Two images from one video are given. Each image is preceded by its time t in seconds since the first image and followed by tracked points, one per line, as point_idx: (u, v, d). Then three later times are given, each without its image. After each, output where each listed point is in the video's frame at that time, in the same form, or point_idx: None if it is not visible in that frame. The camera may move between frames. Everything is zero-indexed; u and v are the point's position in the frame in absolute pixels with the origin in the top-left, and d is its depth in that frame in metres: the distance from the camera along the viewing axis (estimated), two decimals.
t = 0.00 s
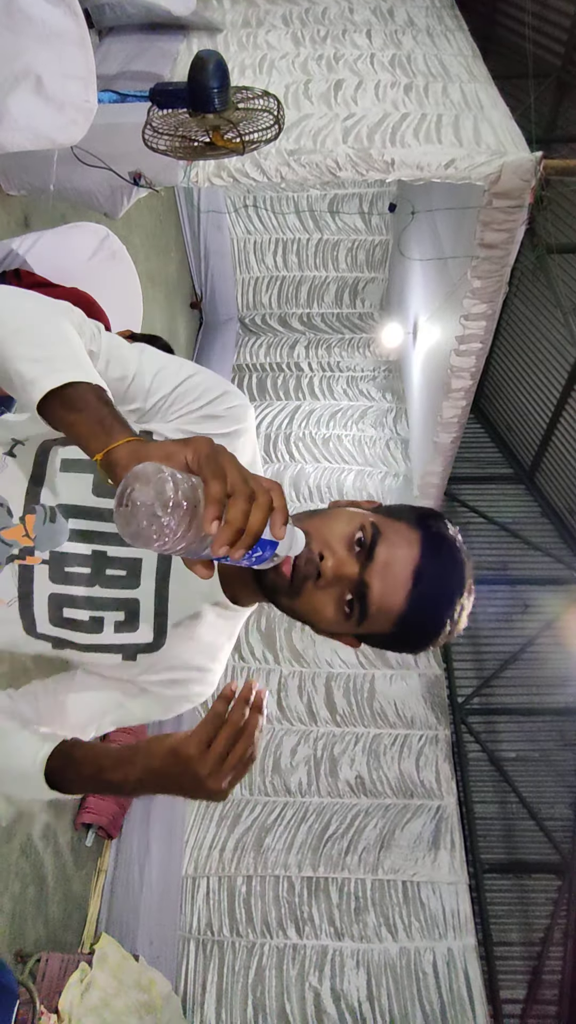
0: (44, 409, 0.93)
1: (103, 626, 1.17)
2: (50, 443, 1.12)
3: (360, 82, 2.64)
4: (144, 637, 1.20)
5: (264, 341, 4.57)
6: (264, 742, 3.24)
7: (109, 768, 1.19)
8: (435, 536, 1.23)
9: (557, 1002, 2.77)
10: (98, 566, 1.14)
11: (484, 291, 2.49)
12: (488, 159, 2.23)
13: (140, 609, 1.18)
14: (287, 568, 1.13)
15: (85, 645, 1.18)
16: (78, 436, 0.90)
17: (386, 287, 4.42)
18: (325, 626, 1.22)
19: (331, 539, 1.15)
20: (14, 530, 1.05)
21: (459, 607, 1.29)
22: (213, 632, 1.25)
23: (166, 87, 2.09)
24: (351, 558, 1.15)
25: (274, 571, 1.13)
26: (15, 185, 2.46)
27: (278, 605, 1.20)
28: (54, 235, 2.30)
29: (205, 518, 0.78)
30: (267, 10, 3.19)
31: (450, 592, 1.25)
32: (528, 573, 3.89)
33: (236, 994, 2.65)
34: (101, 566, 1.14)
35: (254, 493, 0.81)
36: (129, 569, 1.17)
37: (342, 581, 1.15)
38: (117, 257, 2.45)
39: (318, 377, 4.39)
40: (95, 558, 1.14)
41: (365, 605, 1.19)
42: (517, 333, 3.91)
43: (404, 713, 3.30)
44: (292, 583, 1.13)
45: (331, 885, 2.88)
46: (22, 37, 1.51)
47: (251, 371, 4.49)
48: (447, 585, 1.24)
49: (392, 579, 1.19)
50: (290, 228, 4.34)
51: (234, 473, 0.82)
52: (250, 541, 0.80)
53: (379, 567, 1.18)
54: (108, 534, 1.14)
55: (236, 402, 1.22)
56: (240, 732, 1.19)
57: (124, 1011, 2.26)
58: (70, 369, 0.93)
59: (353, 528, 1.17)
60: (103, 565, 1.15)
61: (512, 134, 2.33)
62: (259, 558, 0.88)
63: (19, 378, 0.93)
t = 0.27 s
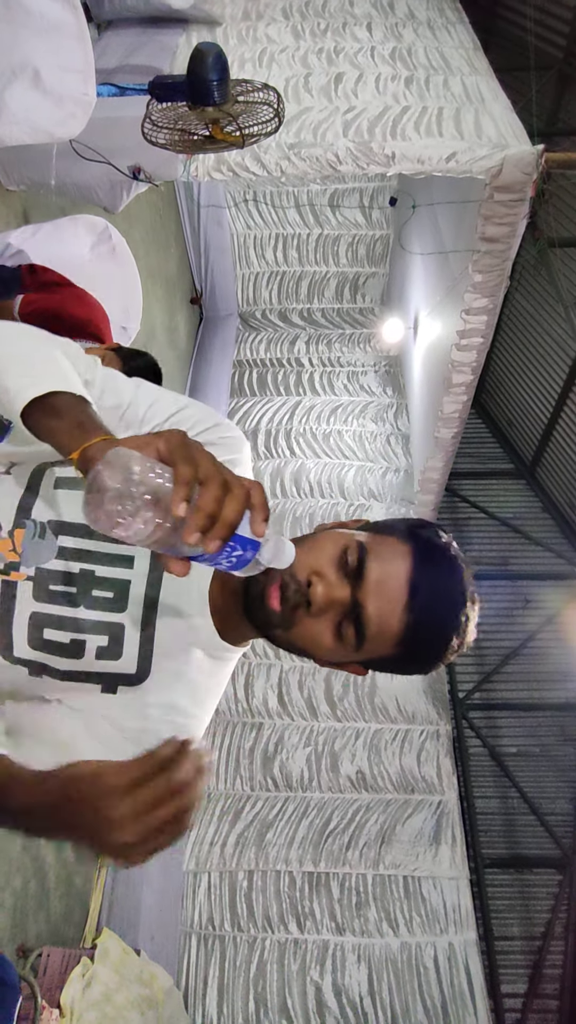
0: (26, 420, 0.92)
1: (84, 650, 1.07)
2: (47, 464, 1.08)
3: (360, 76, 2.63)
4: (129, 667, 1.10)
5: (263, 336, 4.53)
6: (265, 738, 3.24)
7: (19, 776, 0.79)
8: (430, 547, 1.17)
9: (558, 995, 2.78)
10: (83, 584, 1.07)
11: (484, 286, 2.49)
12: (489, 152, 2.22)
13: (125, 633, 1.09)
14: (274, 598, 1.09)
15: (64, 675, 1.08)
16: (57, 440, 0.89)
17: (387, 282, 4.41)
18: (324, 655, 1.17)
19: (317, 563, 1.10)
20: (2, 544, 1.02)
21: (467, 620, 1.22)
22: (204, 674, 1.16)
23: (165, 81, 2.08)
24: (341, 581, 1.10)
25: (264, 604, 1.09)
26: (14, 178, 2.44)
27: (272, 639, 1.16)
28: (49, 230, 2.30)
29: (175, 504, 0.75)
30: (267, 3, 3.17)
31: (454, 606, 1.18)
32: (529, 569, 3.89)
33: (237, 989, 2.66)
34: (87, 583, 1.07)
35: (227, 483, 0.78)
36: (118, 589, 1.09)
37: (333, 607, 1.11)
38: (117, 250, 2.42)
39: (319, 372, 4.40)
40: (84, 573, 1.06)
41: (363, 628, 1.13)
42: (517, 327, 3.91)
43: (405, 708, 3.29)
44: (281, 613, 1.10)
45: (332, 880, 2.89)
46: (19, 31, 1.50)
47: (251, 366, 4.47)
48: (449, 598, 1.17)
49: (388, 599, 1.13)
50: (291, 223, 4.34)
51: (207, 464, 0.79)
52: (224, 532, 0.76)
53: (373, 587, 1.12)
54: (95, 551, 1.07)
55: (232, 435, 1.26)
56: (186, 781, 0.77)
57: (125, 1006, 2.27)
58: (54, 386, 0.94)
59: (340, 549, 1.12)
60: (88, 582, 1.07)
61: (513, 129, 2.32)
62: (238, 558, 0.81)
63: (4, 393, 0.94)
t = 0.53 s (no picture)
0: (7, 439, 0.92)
1: (83, 659, 1.08)
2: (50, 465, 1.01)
3: (361, 71, 2.62)
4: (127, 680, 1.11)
5: (264, 334, 4.51)
6: (268, 735, 3.24)
7: None
8: (400, 519, 1.13)
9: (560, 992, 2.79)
10: (85, 590, 1.06)
11: (487, 282, 2.48)
12: (491, 148, 2.21)
13: (125, 640, 1.09)
14: (254, 601, 1.09)
15: (64, 683, 1.08)
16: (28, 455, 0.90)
17: (388, 279, 4.41)
18: (319, 650, 1.15)
19: (289, 561, 1.10)
20: (6, 544, 0.99)
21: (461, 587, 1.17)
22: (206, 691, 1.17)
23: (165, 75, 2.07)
24: (316, 573, 1.09)
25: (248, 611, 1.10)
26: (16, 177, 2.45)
27: (265, 644, 1.16)
28: (51, 226, 2.31)
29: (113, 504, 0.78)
30: None
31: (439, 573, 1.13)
32: (531, 566, 3.89)
33: (240, 985, 2.66)
34: (89, 590, 1.07)
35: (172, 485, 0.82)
36: (120, 595, 1.09)
37: (313, 601, 1.09)
38: (119, 249, 2.43)
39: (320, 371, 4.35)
40: (85, 575, 1.06)
41: (349, 615, 1.11)
42: (519, 324, 3.90)
43: (407, 706, 3.29)
44: (264, 615, 1.09)
45: (334, 877, 2.88)
46: (20, 27, 1.50)
47: (251, 364, 4.44)
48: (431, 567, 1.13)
49: (368, 579, 1.10)
50: (292, 220, 4.34)
51: (151, 463, 0.82)
52: (168, 530, 0.80)
53: (349, 569, 1.10)
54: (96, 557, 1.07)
55: (219, 452, 1.23)
56: None
57: (128, 1002, 2.27)
58: (32, 407, 0.93)
59: (311, 541, 1.11)
60: (90, 589, 1.07)
61: (515, 124, 2.31)
62: (193, 557, 0.87)
63: None
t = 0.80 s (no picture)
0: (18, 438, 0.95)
1: (93, 639, 1.11)
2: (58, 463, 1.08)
3: (364, 69, 2.61)
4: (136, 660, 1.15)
5: (266, 333, 4.52)
6: (270, 734, 3.24)
7: None
8: (413, 504, 1.22)
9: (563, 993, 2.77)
10: (94, 574, 1.10)
11: (490, 279, 2.47)
12: (493, 145, 2.20)
13: (134, 623, 1.14)
14: (286, 579, 1.13)
15: (75, 667, 1.10)
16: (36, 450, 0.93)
17: (390, 277, 4.41)
18: (341, 629, 1.19)
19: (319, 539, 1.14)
20: (15, 530, 1.03)
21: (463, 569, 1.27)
22: (206, 677, 1.21)
23: (167, 74, 2.09)
24: (344, 550, 1.14)
25: (279, 590, 1.13)
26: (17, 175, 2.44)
27: (288, 627, 1.19)
28: (50, 225, 2.26)
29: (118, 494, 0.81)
30: None
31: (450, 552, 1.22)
32: (533, 566, 3.90)
33: (243, 983, 2.66)
34: (98, 575, 1.11)
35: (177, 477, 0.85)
36: (128, 579, 1.13)
37: (342, 577, 1.14)
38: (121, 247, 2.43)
39: (322, 368, 4.38)
40: (94, 561, 1.10)
41: (374, 591, 1.17)
42: (521, 322, 3.90)
43: (410, 705, 3.29)
44: (296, 593, 1.13)
45: (337, 876, 2.88)
46: (22, 23, 1.50)
47: (254, 363, 4.44)
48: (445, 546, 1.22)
49: (391, 557, 1.17)
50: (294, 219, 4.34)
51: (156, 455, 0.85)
52: (173, 519, 0.83)
53: (374, 547, 1.16)
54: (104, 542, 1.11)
55: (220, 451, 1.26)
56: None
57: (132, 1000, 2.27)
58: (37, 405, 0.97)
59: (337, 521, 1.16)
60: (99, 572, 1.11)
61: (518, 120, 2.30)
62: (198, 546, 0.91)
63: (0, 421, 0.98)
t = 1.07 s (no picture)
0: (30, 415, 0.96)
1: (107, 599, 1.11)
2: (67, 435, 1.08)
3: (366, 72, 2.61)
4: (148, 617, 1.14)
5: (269, 335, 4.52)
6: (273, 736, 3.24)
7: None
8: (421, 474, 1.22)
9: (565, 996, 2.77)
10: (105, 537, 1.09)
11: (492, 281, 2.47)
12: (497, 147, 2.20)
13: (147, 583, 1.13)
14: (293, 544, 1.13)
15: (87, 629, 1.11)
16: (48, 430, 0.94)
17: (393, 279, 4.41)
18: (345, 593, 1.20)
19: (328, 506, 1.14)
20: (30, 499, 1.04)
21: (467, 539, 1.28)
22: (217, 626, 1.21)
23: (169, 76, 2.05)
24: (353, 517, 1.14)
25: (286, 556, 1.13)
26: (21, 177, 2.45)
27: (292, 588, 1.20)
28: (56, 227, 2.30)
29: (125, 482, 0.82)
30: None
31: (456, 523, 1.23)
32: (535, 568, 3.89)
33: (245, 986, 2.66)
34: (109, 537, 1.10)
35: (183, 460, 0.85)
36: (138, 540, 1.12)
37: (349, 544, 1.14)
38: (123, 249, 2.43)
39: (325, 370, 4.37)
40: (104, 526, 1.09)
41: (379, 558, 1.17)
42: (524, 324, 3.89)
43: (412, 707, 3.29)
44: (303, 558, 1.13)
45: (340, 879, 2.87)
46: (24, 23, 1.49)
47: (256, 365, 4.44)
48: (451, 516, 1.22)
49: (398, 526, 1.17)
50: (297, 221, 4.34)
51: (162, 440, 0.85)
52: (179, 504, 0.83)
53: (383, 516, 1.16)
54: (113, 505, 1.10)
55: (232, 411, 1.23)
56: None
57: (134, 1003, 2.27)
58: (49, 378, 0.99)
59: (346, 489, 1.17)
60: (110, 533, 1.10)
61: (521, 122, 2.30)
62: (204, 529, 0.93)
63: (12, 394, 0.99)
